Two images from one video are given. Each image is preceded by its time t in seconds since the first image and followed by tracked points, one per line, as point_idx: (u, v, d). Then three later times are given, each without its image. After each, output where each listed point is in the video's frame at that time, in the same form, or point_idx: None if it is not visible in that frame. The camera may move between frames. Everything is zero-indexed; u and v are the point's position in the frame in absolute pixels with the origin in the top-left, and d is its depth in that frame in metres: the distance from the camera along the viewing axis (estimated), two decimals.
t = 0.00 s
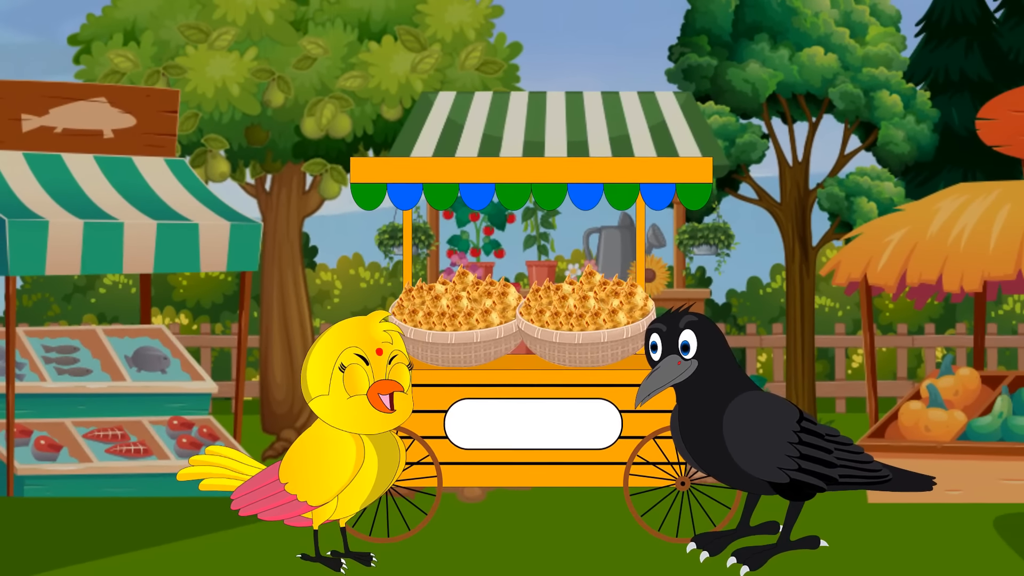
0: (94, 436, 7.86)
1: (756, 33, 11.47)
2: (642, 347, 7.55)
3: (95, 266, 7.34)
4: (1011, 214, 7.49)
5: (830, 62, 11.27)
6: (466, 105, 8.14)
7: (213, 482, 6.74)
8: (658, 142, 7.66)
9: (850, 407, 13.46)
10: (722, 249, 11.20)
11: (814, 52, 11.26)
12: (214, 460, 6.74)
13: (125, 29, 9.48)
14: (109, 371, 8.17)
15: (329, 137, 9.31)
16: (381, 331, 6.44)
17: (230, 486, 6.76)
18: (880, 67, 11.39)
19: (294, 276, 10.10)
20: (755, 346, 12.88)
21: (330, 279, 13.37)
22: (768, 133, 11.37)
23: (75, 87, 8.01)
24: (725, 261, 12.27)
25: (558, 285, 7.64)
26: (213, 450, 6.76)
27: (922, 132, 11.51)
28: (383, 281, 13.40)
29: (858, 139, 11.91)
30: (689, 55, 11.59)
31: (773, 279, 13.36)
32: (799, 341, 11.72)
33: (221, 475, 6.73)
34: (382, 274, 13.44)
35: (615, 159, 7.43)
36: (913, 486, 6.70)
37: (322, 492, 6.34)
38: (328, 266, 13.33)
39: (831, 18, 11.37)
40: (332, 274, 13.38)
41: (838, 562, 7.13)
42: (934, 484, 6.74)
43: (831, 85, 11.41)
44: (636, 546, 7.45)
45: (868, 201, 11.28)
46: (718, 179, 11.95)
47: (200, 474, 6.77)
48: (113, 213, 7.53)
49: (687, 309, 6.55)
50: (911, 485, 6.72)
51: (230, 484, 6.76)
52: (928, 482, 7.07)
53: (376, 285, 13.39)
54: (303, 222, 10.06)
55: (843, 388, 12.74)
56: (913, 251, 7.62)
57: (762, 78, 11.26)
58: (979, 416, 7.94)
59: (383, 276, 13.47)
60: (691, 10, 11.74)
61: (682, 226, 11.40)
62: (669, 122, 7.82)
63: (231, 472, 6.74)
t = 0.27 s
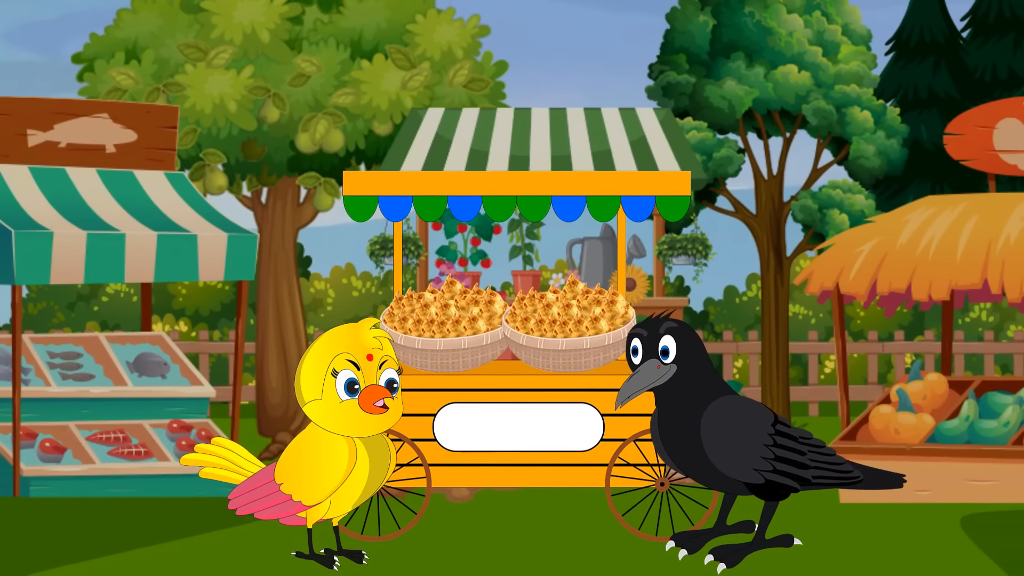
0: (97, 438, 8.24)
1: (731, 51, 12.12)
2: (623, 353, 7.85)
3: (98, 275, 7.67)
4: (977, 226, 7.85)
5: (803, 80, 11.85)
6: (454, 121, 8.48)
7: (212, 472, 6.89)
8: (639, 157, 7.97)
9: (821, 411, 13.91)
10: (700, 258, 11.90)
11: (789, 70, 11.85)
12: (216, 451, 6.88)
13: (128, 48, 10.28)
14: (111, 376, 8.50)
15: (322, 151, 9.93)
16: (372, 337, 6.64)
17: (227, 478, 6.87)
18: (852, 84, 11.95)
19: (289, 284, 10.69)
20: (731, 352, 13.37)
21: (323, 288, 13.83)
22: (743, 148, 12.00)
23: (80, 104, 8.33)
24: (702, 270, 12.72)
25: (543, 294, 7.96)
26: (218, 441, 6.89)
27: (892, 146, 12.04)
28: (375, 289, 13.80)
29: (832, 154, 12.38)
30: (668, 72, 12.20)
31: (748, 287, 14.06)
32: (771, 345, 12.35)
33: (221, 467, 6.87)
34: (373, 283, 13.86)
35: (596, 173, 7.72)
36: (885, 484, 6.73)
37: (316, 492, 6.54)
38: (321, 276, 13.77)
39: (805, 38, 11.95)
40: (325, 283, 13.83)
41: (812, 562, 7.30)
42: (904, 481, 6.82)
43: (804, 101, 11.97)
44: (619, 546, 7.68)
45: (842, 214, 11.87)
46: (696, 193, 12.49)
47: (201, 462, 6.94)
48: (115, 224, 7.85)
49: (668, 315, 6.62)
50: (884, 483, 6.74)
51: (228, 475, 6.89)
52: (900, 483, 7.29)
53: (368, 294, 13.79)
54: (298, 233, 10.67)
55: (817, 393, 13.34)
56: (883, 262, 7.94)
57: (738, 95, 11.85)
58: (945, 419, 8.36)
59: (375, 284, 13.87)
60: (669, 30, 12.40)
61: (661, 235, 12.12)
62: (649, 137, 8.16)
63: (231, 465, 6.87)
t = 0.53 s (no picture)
0: (100, 440, 8.51)
1: (714, 65, 12.41)
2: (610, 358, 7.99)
3: (100, 281, 7.92)
4: (952, 235, 8.13)
5: (783, 93, 12.18)
6: (445, 133, 8.83)
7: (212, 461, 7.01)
8: (624, 166, 8.26)
9: (801, 413, 14.19)
10: (683, 266, 12.39)
11: (769, 83, 12.16)
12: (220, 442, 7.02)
13: (129, 62, 10.59)
14: (113, 380, 8.78)
15: (317, 163, 10.27)
16: (367, 342, 6.75)
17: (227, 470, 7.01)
18: (830, 97, 12.24)
19: (285, 292, 10.97)
20: (714, 357, 13.82)
21: (318, 295, 14.10)
22: (726, 158, 12.30)
23: (82, 117, 8.65)
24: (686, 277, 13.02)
25: (532, 300, 8.15)
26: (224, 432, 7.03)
27: (870, 158, 12.36)
28: (369, 296, 14.08)
29: (810, 165, 12.83)
30: (653, 85, 12.53)
31: (730, 293, 14.35)
32: (755, 351, 12.69)
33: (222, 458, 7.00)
34: (366, 290, 14.13)
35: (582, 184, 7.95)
36: (862, 483, 6.77)
37: (310, 492, 6.65)
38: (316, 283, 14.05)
39: (785, 52, 12.28)
40: (319, 290, 14.10)
41: (791, 560, 7.46)
42: (881, 478, 6.82)
43: (785, 114, 12.30)
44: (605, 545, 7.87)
45: (820, 223, 12.16)
46: (679, 202, 12.82)
47: (204, 449, 7.06)
48: (116, 233, 8.12)
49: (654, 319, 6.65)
50: (861, 481, 6.77)
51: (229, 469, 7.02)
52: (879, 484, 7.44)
53: (362, 300, 14.06)
54: (293, 242, 10.95)
55: (796, 395, 14.04)
56: (860, 269, 8.20)
57: (721, 107, 12.16)
58: (922, 421, 8.73)
59: (369, 291, 14.17)
60: (654, 44, 12.72)
61: (645, 244, 12.55)
62: (633, 148, 8.48)
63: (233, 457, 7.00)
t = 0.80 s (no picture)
0: (100, 440, 8.50)
1: (714, 65, 12.41)
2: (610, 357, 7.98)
3: (100, 281, 7.92)
4: (952, 235, 8.13)
5: (783, 93, 12.18)
6: (445, 133, 8.83)
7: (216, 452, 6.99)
8: (624, 166, 8.27)
9: (801, 413, 14.19)
10: (683, 266, 12.39)
11: (769, 83, 12.16)
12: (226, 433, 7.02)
13: (129, 62, 10.59)
14: (113, 380, 8.79)
15: (317, 163, 10.27)
16: (369, 342, 6.73)
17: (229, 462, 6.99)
18: (830, 97, 12.24)
19: (285, 292, 10.97)
20: (714, 357, 13.82)
21: (317, 295, 14.11)
22: (726, 158, 12.30)
23: (82, 117, 8.65)
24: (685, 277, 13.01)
25: (532, 300, 8.15)
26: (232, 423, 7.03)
27: (869, 158, 12.36)
28: (369, 296, 14.08)
29: (810, 165, 12.83)
30: (653, 85, 12.53)
31: (730, 293, 14.35)
32: (755, 352, 12.69)
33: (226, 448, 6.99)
34: (366, 290, 14.13)
35: (582, 184, 7.95)
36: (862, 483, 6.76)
37: (310, 492, 6.64)
38: (315, 283, 14.05)
39: (785, 52, 12.28)
40: (319, 290, 14.11)
41: (791, 560, 7.46)
42: (881, 478, 6.82)
43: (785, 114, 12.30)
44: (605, 545, 7.86)
45: (820, 222, 12.16)
46: (679, 202, 12.81)
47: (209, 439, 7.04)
48: (117, 233, 8.12)
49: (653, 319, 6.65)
50: (860, 481, 6.77)
51: (230, 459, 7.01)
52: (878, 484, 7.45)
53: (361, 300, 14.06)
54: (293, 242, 10.96)
55: (796, 395, 14.05)
56: (860, 270, 8.20)
57: (721, 107, 12.16)
58: (922, 421, 8.73)
59: (368, 292, 14.17)
60: (654, 45, 12.72)
61: (645, 244, 12.55)
62: (633, 148, 8.48)
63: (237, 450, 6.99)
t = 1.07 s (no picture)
0: (100, 440, 8.51)
1: (714, 65, 12.41)
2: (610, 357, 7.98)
3: (100, 281, 7.92)
4: (952, 235, 8.13)
5: (783, 93, 12.18)
6: (445, 133, 8.83)
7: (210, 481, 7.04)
8: (624, 165, 8.27)
9: (801, 413, 14.19)
10: (683, 267, 12.39)
11: (769, 83, 12.15)
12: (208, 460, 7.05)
13: (129, 62, 10.59)
14: (113, 380, 8.79)
15: (317, 163, 10.27)
16: (371, 342, 6.69)
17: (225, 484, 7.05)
18: (830, 97, 12.24)
19: (285, 292, 10.96)
20: (714, 357, 13.82)
21: (317, 295, 14.11)
22: (725, 158, 12.31)
23: (82, 117, 8.66)
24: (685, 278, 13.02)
25: (532, 300, 8.15)
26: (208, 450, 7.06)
27: (870, 158, 12.36)
28: (369, 296, 14.08)
29: (810, 165, 12.83)
30: (653, 85, 12.53)
31: (730, 293, 14.36)
32: (755, 352, 12.69)
33: (218, 475, 7.04)
34: (366, 289, 14.13)
35: (582, 184, 7.95)
36: (862, 485, 6.76)
37: (310, 492, 6.65)
38: (315, 283, 14.06)
39: (785, 52, 12.27)
40: (319, 290, 14.11)
41: (791, 560, 7.46)
42: (881, 480, 6.84)
43: (785, 114, 12.30)
44: (606, 545, 7.86)
45: (820, 223, 12.15)
46: (679, 202, 12.82)
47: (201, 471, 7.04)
48: (116, 233, 8.12)
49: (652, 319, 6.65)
50: (861, 484, 6.76)
51: (225, 483, 7.06)
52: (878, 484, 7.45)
53: (362, 300, 14.07)
54: (293, 242, 10.96)
55: (796, 395, 14.05)
56: (860, 270, 8.20)
57: (720, 107, 12.15)
58: (922, 421, 8.73)
59: (368, 291, 14.18)
60: (653, 45, 12.73)
61: (645, 244, 12.56)
62: (633, 148, 8.48)
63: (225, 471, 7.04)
